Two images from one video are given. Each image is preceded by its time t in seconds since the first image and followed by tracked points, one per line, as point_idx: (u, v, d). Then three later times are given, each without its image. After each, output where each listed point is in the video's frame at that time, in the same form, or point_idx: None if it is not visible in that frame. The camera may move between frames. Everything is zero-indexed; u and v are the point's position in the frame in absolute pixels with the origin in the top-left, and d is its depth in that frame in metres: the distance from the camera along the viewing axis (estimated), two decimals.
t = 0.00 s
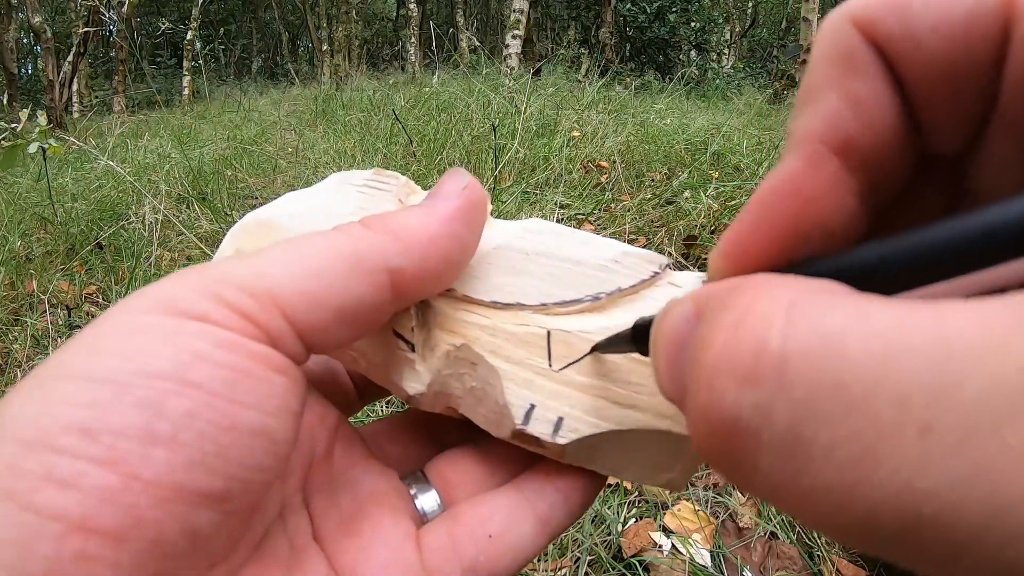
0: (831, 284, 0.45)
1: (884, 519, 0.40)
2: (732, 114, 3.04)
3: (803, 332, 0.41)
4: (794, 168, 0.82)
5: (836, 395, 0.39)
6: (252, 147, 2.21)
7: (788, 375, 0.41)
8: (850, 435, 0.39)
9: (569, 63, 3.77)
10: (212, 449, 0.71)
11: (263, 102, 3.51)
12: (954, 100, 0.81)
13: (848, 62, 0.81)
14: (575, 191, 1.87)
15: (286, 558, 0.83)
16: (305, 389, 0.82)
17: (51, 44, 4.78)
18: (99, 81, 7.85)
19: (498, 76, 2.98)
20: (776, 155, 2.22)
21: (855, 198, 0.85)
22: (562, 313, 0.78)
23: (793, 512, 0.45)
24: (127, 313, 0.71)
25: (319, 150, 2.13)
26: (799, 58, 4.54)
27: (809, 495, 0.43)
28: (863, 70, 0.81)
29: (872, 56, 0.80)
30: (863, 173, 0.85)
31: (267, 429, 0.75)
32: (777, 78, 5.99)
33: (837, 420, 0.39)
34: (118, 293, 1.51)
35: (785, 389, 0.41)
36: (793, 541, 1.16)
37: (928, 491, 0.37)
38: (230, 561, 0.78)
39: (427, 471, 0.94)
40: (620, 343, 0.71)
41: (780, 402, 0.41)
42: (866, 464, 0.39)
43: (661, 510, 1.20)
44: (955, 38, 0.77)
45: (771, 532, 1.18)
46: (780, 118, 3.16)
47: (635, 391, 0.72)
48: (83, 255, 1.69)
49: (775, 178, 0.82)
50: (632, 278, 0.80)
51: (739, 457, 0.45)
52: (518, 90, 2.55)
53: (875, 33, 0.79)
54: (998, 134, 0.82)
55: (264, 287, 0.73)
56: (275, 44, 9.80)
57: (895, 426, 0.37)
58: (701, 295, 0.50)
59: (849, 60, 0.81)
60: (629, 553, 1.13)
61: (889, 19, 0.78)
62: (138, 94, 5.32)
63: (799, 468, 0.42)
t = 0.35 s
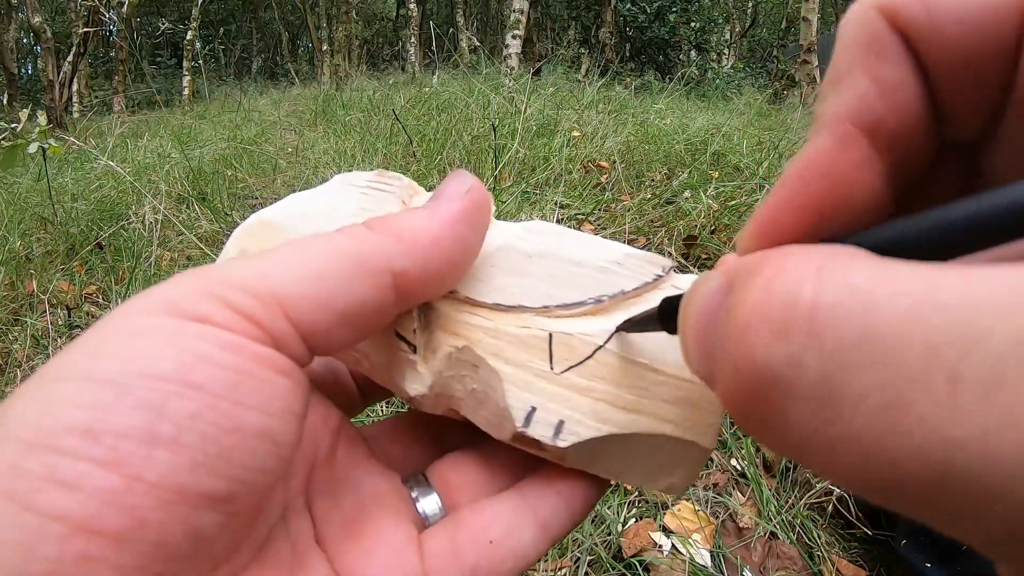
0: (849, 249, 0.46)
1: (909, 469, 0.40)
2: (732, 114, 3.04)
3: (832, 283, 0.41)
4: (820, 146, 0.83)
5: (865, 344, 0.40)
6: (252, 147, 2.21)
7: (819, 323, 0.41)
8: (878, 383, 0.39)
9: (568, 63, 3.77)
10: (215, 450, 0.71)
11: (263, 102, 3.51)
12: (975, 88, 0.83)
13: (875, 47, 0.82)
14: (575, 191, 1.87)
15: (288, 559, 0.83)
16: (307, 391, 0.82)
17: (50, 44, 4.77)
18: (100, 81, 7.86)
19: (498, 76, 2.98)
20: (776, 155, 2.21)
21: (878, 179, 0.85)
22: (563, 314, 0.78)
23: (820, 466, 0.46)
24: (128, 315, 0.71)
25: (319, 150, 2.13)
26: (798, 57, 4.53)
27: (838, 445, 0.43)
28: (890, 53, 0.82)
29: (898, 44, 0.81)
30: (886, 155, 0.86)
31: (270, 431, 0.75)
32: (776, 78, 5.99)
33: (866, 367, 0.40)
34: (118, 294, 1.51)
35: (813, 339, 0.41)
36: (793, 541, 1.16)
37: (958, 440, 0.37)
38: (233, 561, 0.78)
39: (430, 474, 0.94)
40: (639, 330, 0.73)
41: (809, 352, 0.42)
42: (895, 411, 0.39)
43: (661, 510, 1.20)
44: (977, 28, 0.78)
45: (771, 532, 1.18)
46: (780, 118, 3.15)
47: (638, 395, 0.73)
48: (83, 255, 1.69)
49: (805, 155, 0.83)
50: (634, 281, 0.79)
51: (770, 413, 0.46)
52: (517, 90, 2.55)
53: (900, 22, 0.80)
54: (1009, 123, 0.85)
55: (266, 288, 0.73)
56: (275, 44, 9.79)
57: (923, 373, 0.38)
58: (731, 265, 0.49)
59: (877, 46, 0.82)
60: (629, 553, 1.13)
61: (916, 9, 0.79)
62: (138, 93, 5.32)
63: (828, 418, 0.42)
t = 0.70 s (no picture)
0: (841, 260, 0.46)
1: (882, 534, 0.39)
2: (732, 115, 3.04)
3: (791, 333, 0.40)
4: (768, 167, 0.84)
5: (825, 404, 0.38)
6: (252, 147, 2.22)
7: (790, 377, 0.40)
8: (846, 447, 0.38)
9: (569, 63, 3.77)
10: (216, 448, 0.71)
11: (263, 102, 3.51)
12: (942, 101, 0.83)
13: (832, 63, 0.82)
14: (575, 191, 1.87)
15: (287, 558, 0.83)
16: (306, 391, 0.82)
17: (51, 44, 4.77)
18: (100, 81, 7.85)
19: (498, 76, 2.98)
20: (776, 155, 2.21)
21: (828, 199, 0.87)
22: (557, 316, 0.78)
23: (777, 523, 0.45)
24: (129, 314, 0.71)
25: (319, 150, 2.13)
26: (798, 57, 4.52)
27: (802, 507, 0.42)
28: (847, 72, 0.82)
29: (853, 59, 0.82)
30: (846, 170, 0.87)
31: (269, 430, 0.75)
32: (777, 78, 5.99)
33: (835, 423, 0.38)
34: (118, 294, 1.51)
35: (774, 396, 0.40)
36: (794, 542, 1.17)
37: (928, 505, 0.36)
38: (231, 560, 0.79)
39: (423, 476, 0.94)
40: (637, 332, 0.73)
41: (770, 412, 0.40)
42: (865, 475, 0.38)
43: (661, 510, 1.20)
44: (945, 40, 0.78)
45: (771, 533, 1.18)
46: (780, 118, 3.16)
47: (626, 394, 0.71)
48: (83, 255, 1.69)
49: (751, 176, 0.84)
50: (628, 284, 0.79)
51: (728, 473, 0.44)
52: (517, 90, 2.56)
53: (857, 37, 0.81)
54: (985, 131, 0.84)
55: (266, 288, 0.73)
56: (275, 44, 9.80)
57: (894, 434, 0.36)
58: (677, 298, 0.49)
59: (830, 64, 0.82)
60: (629, 553, 1.13)
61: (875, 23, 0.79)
62: (138, 93, 5.32)
63: (790, 481, 0.41)
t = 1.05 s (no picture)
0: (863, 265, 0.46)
1: (866, 508, 0.41)
2: (732, 115, 3.04)
3: (791, 315, 0.42)
4: (765, 158, 0.84)
5: (823, 385, 0.40)
6: (251, 147, 2.21)
7: (794, 360, 0.41)
8: (837, 424, 0.40)
9: (568, 63, 3.77)
10: (226, 452, 0.71)
11: (262, 102, 3.51)
12: (936, 104, 0.83)
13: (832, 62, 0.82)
14: (576, 191, 1.86)
15: (295, 561, 0.83)
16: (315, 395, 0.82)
17: (50, 44, 4.77)
18: (99, 80, 7.85)
19: (497, 76, 2.98)
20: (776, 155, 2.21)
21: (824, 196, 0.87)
22: (570, 316, 0.78)
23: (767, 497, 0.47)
24: (140, 315, 0.71)
25: (319, 150, 2.13)
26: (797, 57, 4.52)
27: (793, 484, 0.44)
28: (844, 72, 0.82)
29: (853, 60, 0.82)
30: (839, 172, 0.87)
31: (280, 434, 0.75)
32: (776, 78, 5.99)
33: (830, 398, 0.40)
34: (118, 294, 1.51)
35: (775, 377, 0.42)
36: (793, 542, 1.16)
37: (910, 480, 0.38)
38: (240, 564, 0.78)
39: (433, 478, 0.93)
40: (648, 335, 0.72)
41: (771, 394, 0.42)
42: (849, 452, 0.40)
43: (661, 510, 1.19)
44: (940, 44, 0.78)
45: (771, 532, 1.18)
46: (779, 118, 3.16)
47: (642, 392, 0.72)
48: (83, 255, 1.68)
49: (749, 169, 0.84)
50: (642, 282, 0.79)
51: (728, 450, 0.46)
52: (517, 90, 2.55)
53: (859, 37, 0.80)
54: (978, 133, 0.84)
55: (279, 290, 0.73)
56: (275, 44, 9.79)
57: (881, 413, 0.38)
58: (677, 282, 0.50)
59: (831, 63, 0.82)
60: (629, 553, 1.13)
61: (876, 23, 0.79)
62: (138, 93, 5.31)
63: (785, 459, 0.43)
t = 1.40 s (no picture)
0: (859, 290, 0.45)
1: (859, 561, 0.40)
2: (732, 114, 3.04)
3: (775, 365, 0.41)
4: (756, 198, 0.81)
5: (809, 435, 0.39)
6: (252, 147, 2.22)
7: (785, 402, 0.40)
8: (826, 476, 0.39)
9: (568, 63, 3.77)
10: (225, 454, 0.71)
11: (262, 103, 3.51)
12: (929, 127, 0.79)
13: (820, 91, 0.78)
14: (575, 191, 1.87)
15: (294, 562, 0.83)
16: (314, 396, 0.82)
17: (50, 44, 4.77)
18: (99, 80, 7.85)
19: (498, 76, 2.98)
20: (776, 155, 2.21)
21: (821, 226, 0.85)
22: (566, 322, 0.79)
23: (762, 546, 0.46)
24: (139, 317, 0.71)
25: (319, 150, 2.13)
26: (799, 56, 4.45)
27: (784, 535, 0.43)
28: (834, 100, 0.78)
29: (843, 88, 0.78)
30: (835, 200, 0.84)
31: (279, 436, 0.75)
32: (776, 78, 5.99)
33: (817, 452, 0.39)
34: (118, 294, 1.51)
35: (761, 426, 0.41)
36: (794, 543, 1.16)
37: (907, 532, 0.37)
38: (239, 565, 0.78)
39: (428, 480, 0.93)
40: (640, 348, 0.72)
41: (757, 441, 0.41)
42: (838, 505, 0.39)
43: (661, 510, 1.20)
44: (931, 68, 0.74)
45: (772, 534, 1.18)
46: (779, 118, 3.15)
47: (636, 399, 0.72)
48: (83, 255, 1.69)
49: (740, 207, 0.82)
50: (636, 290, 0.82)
51: (716, 498, 0.45)
52: (517, 90, 2.56)
53: (847, 65, 0.76)
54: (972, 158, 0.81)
55: (277, 294, 0.73)
56: (275, 44, 9.79)
57: (872, 464, 0.37)
58: (671, 325, 0.50)
59: (819, 91, 0.78)
60: (629, 553, 1.13)
61: (864, 49, 0.75)
62: (138, 93, 5.31)
63: (774, 508, 0.42)
